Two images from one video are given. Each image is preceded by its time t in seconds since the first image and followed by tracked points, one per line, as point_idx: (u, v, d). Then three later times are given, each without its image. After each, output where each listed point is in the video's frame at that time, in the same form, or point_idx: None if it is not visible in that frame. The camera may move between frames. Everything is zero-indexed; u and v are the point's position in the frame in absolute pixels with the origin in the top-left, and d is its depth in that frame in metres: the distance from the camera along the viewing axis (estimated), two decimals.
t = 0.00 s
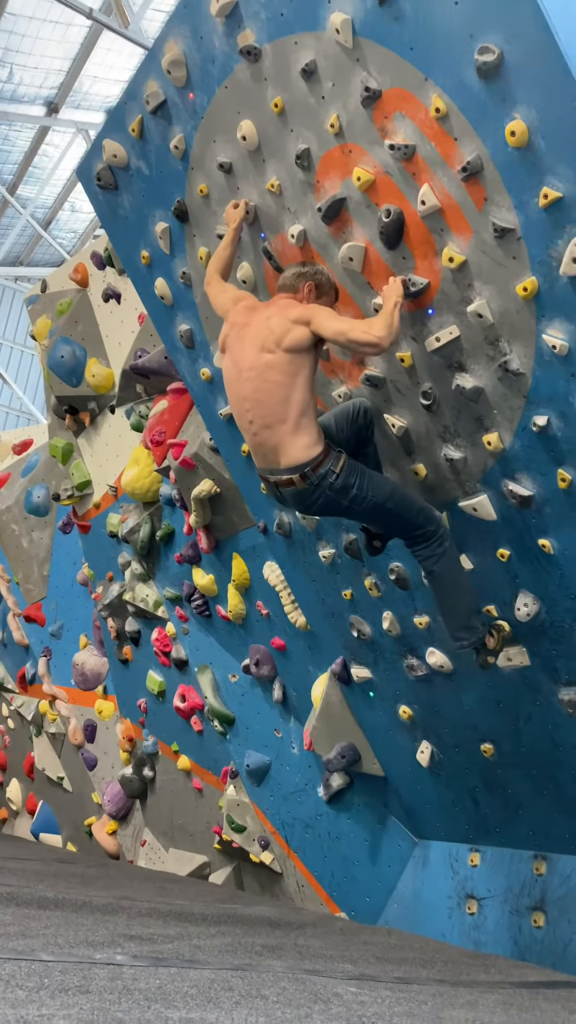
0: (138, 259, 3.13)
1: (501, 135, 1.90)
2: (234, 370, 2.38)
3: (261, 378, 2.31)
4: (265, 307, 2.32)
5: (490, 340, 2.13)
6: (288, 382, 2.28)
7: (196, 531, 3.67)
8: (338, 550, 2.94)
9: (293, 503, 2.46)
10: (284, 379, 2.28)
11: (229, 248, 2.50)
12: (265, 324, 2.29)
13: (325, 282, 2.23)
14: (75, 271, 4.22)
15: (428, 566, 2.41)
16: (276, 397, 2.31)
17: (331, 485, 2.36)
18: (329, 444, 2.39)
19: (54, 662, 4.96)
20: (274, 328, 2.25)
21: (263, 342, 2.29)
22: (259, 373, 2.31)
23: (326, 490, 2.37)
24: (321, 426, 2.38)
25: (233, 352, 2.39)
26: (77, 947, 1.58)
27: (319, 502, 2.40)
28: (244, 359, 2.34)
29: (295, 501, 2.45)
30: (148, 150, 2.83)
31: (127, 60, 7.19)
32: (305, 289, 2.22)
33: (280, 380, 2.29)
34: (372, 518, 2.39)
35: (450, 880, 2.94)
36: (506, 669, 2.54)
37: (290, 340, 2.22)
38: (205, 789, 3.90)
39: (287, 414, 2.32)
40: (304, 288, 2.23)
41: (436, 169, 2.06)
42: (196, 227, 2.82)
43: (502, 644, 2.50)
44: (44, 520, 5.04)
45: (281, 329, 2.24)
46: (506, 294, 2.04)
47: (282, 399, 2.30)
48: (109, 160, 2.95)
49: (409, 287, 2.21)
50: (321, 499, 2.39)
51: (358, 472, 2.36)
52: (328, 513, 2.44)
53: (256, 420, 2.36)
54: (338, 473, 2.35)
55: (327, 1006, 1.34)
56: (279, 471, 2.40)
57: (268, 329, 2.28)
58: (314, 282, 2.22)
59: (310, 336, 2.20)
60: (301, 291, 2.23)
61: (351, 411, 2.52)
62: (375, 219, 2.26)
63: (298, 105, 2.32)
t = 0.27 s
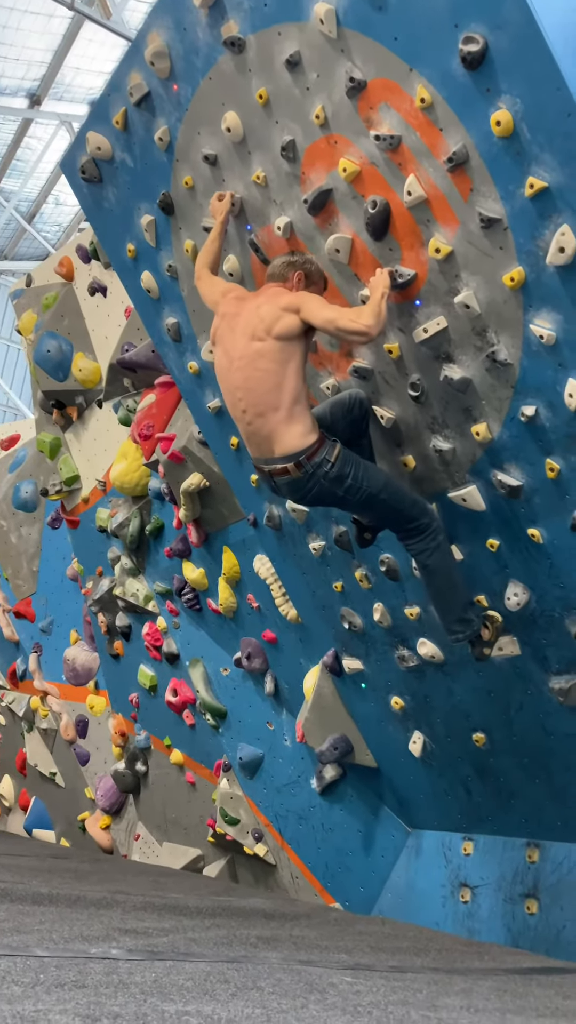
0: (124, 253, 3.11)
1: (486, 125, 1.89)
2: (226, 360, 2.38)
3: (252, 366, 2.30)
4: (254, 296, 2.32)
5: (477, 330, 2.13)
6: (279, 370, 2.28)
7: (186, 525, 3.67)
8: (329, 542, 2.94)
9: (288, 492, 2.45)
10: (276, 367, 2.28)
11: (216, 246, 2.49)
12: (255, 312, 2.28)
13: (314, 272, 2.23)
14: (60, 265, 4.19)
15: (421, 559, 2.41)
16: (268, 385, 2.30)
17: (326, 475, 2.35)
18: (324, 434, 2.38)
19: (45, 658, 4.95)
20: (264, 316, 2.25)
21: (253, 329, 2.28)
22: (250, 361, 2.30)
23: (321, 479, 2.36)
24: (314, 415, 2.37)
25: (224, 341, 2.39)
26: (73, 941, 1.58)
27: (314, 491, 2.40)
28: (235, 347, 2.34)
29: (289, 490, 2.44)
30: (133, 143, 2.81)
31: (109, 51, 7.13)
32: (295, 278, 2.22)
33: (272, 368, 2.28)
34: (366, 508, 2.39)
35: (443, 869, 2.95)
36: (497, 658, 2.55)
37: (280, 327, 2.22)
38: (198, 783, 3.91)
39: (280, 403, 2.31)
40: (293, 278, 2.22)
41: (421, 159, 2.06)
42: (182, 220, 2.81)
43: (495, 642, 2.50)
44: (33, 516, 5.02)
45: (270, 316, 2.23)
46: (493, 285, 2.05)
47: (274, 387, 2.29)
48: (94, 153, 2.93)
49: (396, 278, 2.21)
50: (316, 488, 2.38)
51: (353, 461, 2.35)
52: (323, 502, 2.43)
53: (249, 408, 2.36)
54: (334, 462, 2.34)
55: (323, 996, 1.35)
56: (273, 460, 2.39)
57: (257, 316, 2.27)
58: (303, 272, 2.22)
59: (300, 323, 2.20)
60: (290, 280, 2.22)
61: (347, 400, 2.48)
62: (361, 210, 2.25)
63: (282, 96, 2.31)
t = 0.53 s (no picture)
0: (109, 247, 3.09)
1: (470, 117, 1.89)
2: (215, 354, 2.37)
3: (242, 359, 2.30)
4: (243, 289, 2.31)
5: (463, 323, 2.13)
6: (268, 363, 2.27)
7: (173, 520, 3.66)
8: (317, 536, 2.94)
9: (279, 486, 2.45)
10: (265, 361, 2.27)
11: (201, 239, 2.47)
12: (243, 304, 2.28)
13: (302, 266, 2.23)
14: (45, 260, 4.17)
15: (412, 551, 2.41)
16: (257, 378, 2.29)
17: (317, 468, 2.35)
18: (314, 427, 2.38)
19: (33, 655, 4.93)
20: (252, 308, 2.24)
21: (242, 322, 2.27)
22: (239, 354, 2.30)
23: (312, 472, 2.36)
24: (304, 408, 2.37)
25: (213, 335, 2.38)
26: (65, 938, 1.58)
27: (305, 485, 2.39)
28: (224, 341, 2.33)
29: (280, 484, 2.44)
30: (116, 137, 2.79)
31: (92, 44, 7.07)
32: (283, 272, 2.21)
33: (261, 361, 2.27)
34: (357, 501, 2.39)
35: (434, 859, 2.97)
36: (485, 649, 2.56)
37: (268, 320, 2.21)
38: (188, 777, 3.91)
39: (270, 396, 2.30)
40: (281, 271, 2.22)
41: (406, 152, 2.05)
42: (166, 214, 2.79)
43: (484, 634, 2.51)
44: (20, 513, 5.00)
45: (259, 309, 2.22)
46: (478, 277, 2.05)
47: (263, 380, 2.28)
48: (77, 147, 2.90)
49: (381, 271, 2.21)
50: (307, 481, 2.38)
51: (344, 454, 2.34)
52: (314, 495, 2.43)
53: (240, 402, 2.35)
54: (325, 455, 2.33)
55: (315, 988, 1.36)
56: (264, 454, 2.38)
57: (246, 309, 2.26)
58: (291, 266, 2.22)
59: (288, 315, 2.19)
60: (278, 273, 2.22)
61: (334, 394, 2.48)
62: (346, 203, 2.25)
63: (266, 89, 2.30)
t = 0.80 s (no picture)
0: (97, 243, 3.08)
1: (459, 113, 1.90)
2: (204, 352, 2.37)
3: (231, 357, 2.29)
4: (231, 286, 2.30)
5: (452, 320, 2.14)
6: (257, 360, 2.26)
7: (163, 517, 3.65)
8: (307, 533, 2.94)
9: (270, 483, 2.44)
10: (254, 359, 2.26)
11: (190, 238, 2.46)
12: (231, 302, 2.27)
13: (290, 264, 2.24)
14: (33, 256, 4.15)
15: (403, 548, 2.41)
16: (247, 376, 2.28)
17: (308, 465, 2.35)
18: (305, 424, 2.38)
19: (23, 653, 4.92)
20: (241, 306, 2.23)
21: (230, 319, 2.27)
22: (228, 352, 2.29)
23: (303, 469, 2.36)
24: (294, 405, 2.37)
25: (201, 333, 2.37)
26: (56, 936, 1.57)
27: (296, 482, 2.39)
28: (213, 339, 2.32)
29: (271, 481, 2.43)
30: (104, 133, 2.78)
31: (79, 39, 7.03)
32: (270, 270, 2.21)
33: (250, 359, 2.27)
34: (349, 499, 2.39)
35: (425, 855, 2.98)
36: (475, 645, 2.57)
37: (256, 318, 2.21)
38: (179, 775, 3.91)
39: (260, 393, 2.30)
40: (269, 269, 2.22)
41: (395, 148, 2.05)
42: (155, 210, 2.78)
43: (476, 631, 2.50)
44: (9, 510, 4.98)
45: (247, 306, 2.22)
46: (468, 274, 2.05)
47: (253, 377, 2.28)
48: (65, 143, 2.89)
49: (371, 268, 2.21)
50: (299, 478, 2.37)
51: (335, 452, 2.34)
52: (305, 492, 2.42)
53: (229, 400, 2.35)
54: (316, 452, 2.33)
55: (308, 983, 1.36)
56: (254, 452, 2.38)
57: (234, 306, 2.25)
58: (278, 264, 2.22)
59: (277, 312, 2.19)
60: (266, 272, 2.22)
61: (324, 390, 2.49)
62: (335, 200, 2.25)
63: (255, 85, 2.29)
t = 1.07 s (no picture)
0: (90, 241, 3.07)
1: (451, 111, 1.90)
2: (194, 352, 2.36)
3: (221, 356, 2.29)
4: (220, 287, 2.30)
5: (445, 317, 2.14)
6: (248, 358, 2.26)
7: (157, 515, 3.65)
8: (301, 531, 2.94)
9: (262, 481, 2.45)
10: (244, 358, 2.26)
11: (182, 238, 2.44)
12: (221, 301, 2.27)
13: (281, 261, 2.23)
14: (25, 254, 4.13)
15: (396, 546, 2.41)
16: (237, 374, 2.28)
17: (300, 463, 2.35)
18: (296, 422, 2.38)
19: (17, 652, 4.91)
20: (231, 304, 2.23)
21: (220, 318, 2.27)
22: (218, 351, 2.29)
23: (295, 467, 2.36)
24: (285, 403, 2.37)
25: (191, 333, 2.37)
26: (51, 935, 1.57)
27: (288, 480, 2.39)
28: (202, 339, 2.32)
29: (263, 479, 2.43)
30: (96, 130, 2.77)
31: (71, 36, 7.01)
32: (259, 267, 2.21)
33: (240, 357, 2.26)
34: (340, 497, 2.39)
35: (419, 852, 2.99)
36: (469, 642, 2.58)
37: (246, 316, 2.21)
38: (174, 773, 3.91)
39: (251, 391, 2.29)
40: (259, 267, 2.22)
41: (387, 145, 2.05)
42: (148, 208, 2.77)
43: (470, 626, 2.51)
44: (2, 509, 4.96)
45: (237, 305, 2.22)
46: (460, 271, 2.05)
47: (243, 376, 2.28)
48: (57, 141, 2.88)
49: (364, 265, 2.21)
50: (290, 476, 2.38)
51: (326, 449, 2.35)
52: (297, 490, 2.43)
53: (220, 398, 2.34)
54: (308, 449, 2.34)
55: (303, 981, 1.36)
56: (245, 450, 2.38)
57: (225, 305, 2.25)
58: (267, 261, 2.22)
59: (267, 311, 2.19)
60: (256, 269, 2.22)
61: (315, 388, 2.49)
62: (328, 197, 2.24)
63: (247, 82, 2.29)
